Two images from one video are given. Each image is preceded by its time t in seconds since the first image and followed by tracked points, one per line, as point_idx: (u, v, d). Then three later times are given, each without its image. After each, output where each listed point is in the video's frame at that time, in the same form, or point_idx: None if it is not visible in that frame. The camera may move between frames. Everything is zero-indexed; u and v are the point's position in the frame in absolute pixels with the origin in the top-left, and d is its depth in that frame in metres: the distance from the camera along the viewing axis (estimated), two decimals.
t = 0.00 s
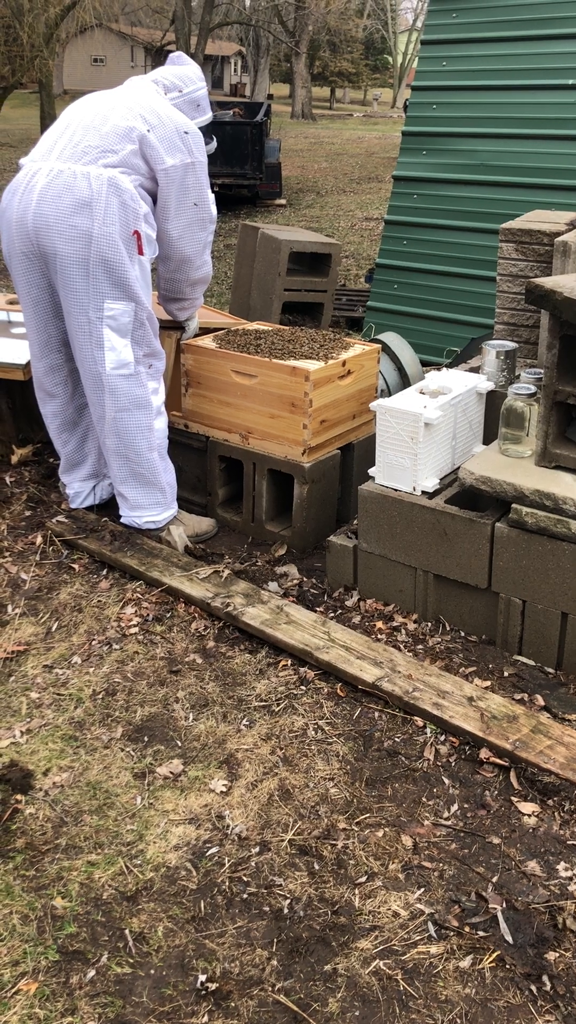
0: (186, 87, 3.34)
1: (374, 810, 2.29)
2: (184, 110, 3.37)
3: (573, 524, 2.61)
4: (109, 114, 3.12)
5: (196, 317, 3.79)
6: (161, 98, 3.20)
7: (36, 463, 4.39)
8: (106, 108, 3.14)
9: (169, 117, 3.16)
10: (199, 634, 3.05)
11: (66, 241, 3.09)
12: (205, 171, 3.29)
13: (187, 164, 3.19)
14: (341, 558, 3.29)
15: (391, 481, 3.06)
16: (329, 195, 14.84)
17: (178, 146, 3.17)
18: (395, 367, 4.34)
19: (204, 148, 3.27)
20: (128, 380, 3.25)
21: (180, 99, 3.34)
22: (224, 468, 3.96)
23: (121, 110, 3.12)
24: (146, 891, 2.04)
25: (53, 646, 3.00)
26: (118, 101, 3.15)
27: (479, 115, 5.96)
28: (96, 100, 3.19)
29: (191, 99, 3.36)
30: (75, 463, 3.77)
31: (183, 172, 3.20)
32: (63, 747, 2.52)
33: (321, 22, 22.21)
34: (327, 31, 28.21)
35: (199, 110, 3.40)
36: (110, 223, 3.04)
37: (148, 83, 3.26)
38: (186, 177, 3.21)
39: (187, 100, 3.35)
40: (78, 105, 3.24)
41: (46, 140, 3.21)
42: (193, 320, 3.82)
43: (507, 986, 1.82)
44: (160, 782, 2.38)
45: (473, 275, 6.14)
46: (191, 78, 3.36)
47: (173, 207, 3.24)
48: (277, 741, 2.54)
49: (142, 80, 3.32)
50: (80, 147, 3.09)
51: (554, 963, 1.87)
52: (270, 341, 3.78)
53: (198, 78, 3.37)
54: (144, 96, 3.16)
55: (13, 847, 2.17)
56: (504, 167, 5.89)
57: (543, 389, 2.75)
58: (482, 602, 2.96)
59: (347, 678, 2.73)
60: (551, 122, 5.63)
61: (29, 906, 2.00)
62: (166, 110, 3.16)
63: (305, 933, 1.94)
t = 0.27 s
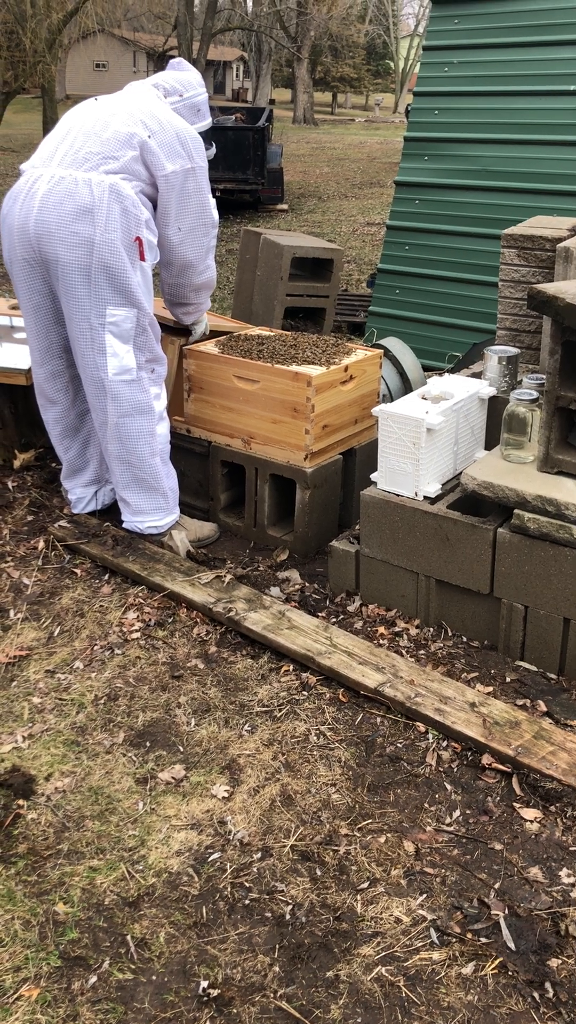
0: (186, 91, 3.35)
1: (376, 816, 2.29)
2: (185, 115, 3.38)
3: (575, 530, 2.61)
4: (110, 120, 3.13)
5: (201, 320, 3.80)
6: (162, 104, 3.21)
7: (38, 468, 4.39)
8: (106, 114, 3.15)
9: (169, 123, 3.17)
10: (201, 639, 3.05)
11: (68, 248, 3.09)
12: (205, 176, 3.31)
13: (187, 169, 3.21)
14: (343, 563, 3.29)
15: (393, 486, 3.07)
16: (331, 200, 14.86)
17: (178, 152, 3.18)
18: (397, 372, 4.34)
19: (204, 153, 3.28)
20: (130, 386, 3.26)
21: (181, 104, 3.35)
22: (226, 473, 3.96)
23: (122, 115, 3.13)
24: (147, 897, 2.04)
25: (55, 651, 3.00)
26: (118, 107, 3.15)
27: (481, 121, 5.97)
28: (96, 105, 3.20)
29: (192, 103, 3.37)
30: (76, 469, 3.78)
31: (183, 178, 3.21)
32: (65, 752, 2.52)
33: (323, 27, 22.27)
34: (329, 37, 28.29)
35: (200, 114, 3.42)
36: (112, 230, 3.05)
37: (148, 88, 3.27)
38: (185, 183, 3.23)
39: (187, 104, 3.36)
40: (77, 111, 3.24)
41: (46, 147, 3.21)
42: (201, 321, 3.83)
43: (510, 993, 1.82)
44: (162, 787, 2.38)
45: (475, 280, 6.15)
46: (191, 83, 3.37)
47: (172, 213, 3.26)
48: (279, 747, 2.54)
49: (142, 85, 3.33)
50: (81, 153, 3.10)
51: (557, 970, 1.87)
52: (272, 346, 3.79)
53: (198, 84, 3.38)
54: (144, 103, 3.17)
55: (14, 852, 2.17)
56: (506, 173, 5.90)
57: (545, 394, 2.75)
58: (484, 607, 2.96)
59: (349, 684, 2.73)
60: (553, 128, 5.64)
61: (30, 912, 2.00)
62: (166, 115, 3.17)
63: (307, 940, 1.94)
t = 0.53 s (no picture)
0: (186, 95, 3.34)
1: (378, 822, 2.28)
2: (185, 117, 3.37)
3: None
4: (109, 126, 3.13)
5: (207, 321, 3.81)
6: (161, 108, 3.21)
7: (39, 474, 4.40)
8: (106, 120, 3.15)
9: (168, 128, 3.17)
10: (202, 645, 3.05)
11: (67, 254, 3.10)
12: (205, 180, 3.31)
13: (186, 174, 3.21)
14: (344, 568, 3.29)
15: (394, 491, 3.07)
16: (332, 204, 14.88)
17: (177, 157, 3.18)
18: (398, 377, 4.34)
19: (203, 157, 3.28)
20: (130, 391, 3.26)
21: (180, 107, 3.34)
22: (228, 478, 3.96)
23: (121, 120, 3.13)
24: (148, 903, 2.04)
25: (56, 657, 3.00)
26: (117, 112, 3.16)
27: (482, 125, 5.98)
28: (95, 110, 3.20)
29: (191, 107, 3.37)
30: (77, 473, 3.78)
31: (182, 184, 3.21)
32: (66, 758, 2.52)
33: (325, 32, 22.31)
34: (330, 42, 28.35)
35: (200, 118, 3.41)
36: (111, 236, 3.06)
37: (148, 93, 3.27)
38: (185, 187, 3.23)
39: (187, 107, 3.36)
40: (76, 116, 3.25)
41: (46, 153, 3.21)
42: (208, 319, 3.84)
43: (512, 1000, 1.82)
44: (163, 793, 2.38)
45: (477, 284, 6.15)
46: (191, 87, 3.36)
47: (172, 217, 3.26)
48: (280, 752, 2.53)
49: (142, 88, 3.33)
50: (80, 159, 3.10)
51: (559, 976, 1.86)
52: (273, 351, 3.79)
53: (198, 86, 3.37)
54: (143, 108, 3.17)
55: (15, 859, 2.16)
56: (507, 177, 5.90)
57: (546, 399, 2.75)
58: (486, 612, 2.95)
59: (350, 689, 2.73)
60: (554, 133, 5.64)
61: (31, 918, 1.99)
62: (165, 120, 3.17)
63: (309, 946, 1.93)
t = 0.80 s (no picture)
0: (189, 92, 3.34)
1: (381, 824, 2.28)
2: (188, 114, 3.38)
3: None
4: (111, 126, 3.13)
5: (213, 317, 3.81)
6: (163, 107, 3.20)
7: (41, 476, 4.40)
8: (108, 120, 3.14)
9: (171, 126, 3.16)
10: (205, 647, 3.05)
11: (69, 257, 3.10)
12: (208, 178, 3.30)
13: (189, 172, 3.20)
14: (346, 570, 3.29)
15: (396, 492, 3.06)
16: (334, 207, 14.90)
17: (180, 155, 3.18)
18: (400, 379, 4.35)
19: (206, 155, 3.27)
20: (132, 394, 3.26)
21: (184, 104, 3.35)
22: (230, 480, 3.96)
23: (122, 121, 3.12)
24: (151, 906, 2.04)
25: (59, 659, 3.00)
26: (118, 112, 3.15)
27: (484, 127, 5.98)
28: (97, 110, 3.19)
29: (195, 104, 3.37)
30: (79, 475, 3.78)
31: (184, 182, 3.21)
32: (68, 761, 2.52)
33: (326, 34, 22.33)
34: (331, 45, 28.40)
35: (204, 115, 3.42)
36: (113, 238, 3.06)
37: (150, 92, 3.27)
38: (187, 185, 3.22)
39: (190, 104, 3.36)
40: (78, 116, 3.24)
41: (48, 155, 3.21)
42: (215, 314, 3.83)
43: (516, 1003, 1.81)
44: (166, 796, 2.38)
45: (479, 286, 6.15)
46: (194, 84, 3.36)
47: (175, 215, 3.25)
48: (283, 754, 2.53)
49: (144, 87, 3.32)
50: (82, 162, 3.10)
51: (563, 979, 1.86)
52: (275, 352, 3.79)
53: (200, 83, 3.37)
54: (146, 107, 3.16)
55: (18, 861, 2.16)
56: (509, 179, 5.91)
57: (548, 400, 2.75)
58: (488, 614, 2.95)
59: (353, 691, 2.72)
60: (556, 134, 5.65)
61: (34, 921, 1.99)
62: (167, 119, 3.16)
63: (312, 949, 1.93)
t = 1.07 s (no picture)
0: (192, 81, 3.33)
1: (384, 823, 2.28)
2: (192, 103, 3.37)
3: None
4: (113, 121, 3.11)
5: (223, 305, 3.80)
6: (166, 99, 3.18)
7: (44, 476, 4.40)
8: (109, 114, 3.12)
9: (174, 117, 3.14)
10: (208, 646, 3.04)
11: (72, 258, 3.10)
12: (213, 166, 3.29)
13: (194, 162, 3.19)
14: (349, 569, 3.29)
15: (398, 492, 3.06)
16: (336, 206, 14.88)
17: (183, 146, 3.16)
18: (402, 378, 4.34)
19: (210, 144, 3.26)
20: (135, 394, 3.26)
21: (187, 93, 3.34)
22: (232, 479, 3.96)
23: (124, 117, 3.11)
24: (154, 906, 2.03)
25: (62, 659, 3.00)
26: (120, 107, 3.13)
27: (486, 125, 5.96)
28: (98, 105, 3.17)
29: (199, 93, 3.36)
30: (82, 475, 3.78)
31: (189, 172, 3.20)
32: (71, 760, 2.51)
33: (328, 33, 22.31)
34: (333, 44, 28.38)
35: (208, 104, 3.41)
36: (115, 239, 3.06)
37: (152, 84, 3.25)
38: (193, 175, 3.21)
39: (194, 93, 3.35)
40: (80, 112, 3.22)
41: (50, 153, 3.20)
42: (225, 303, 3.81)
43: (519, 1003, 1.81)
44: (168, 796, 2.37)
45: (481, 285, 6.14)
46: (196, 73, 3.35)
47: (181, 206, 3.24)
48: (286, 754, 2.53)
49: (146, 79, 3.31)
50: (84, 161, 3.09)
51: (566, 979, 1.85)
52: (277, 352, 3.78)
53: (203, 70, 3.36)
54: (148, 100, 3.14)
55: (21, 861, 2.16)
56: (512, 177, 5.89)
57: (551, 399, 2.74)
58: (491, 613, 2.94)
59: (356, 691, 2.72)
60: (559, 133, 5.63)
61: (37, 921, 1.99)
62: (170, 111, 3.14)
63: (315, 949, 1.92)
